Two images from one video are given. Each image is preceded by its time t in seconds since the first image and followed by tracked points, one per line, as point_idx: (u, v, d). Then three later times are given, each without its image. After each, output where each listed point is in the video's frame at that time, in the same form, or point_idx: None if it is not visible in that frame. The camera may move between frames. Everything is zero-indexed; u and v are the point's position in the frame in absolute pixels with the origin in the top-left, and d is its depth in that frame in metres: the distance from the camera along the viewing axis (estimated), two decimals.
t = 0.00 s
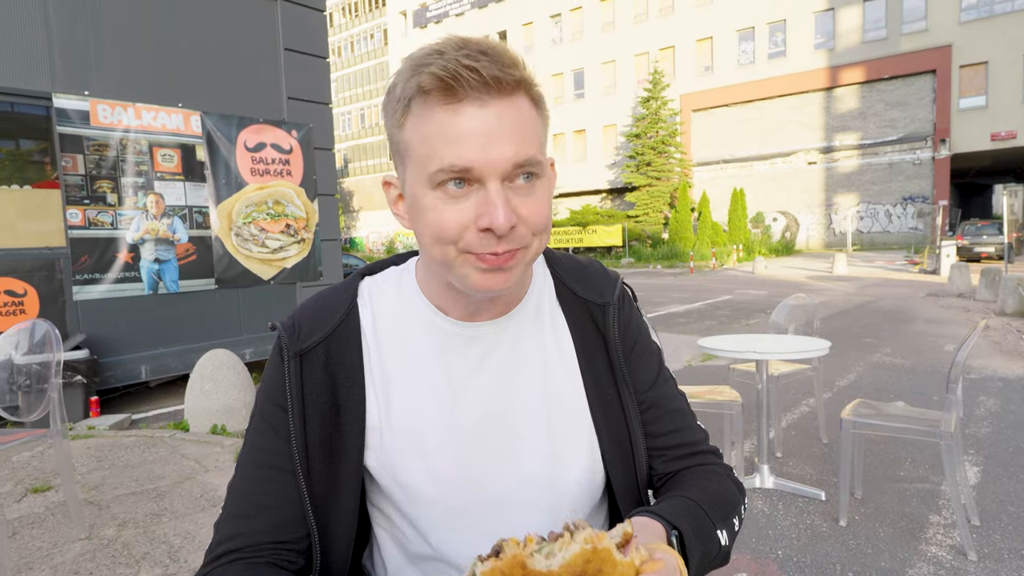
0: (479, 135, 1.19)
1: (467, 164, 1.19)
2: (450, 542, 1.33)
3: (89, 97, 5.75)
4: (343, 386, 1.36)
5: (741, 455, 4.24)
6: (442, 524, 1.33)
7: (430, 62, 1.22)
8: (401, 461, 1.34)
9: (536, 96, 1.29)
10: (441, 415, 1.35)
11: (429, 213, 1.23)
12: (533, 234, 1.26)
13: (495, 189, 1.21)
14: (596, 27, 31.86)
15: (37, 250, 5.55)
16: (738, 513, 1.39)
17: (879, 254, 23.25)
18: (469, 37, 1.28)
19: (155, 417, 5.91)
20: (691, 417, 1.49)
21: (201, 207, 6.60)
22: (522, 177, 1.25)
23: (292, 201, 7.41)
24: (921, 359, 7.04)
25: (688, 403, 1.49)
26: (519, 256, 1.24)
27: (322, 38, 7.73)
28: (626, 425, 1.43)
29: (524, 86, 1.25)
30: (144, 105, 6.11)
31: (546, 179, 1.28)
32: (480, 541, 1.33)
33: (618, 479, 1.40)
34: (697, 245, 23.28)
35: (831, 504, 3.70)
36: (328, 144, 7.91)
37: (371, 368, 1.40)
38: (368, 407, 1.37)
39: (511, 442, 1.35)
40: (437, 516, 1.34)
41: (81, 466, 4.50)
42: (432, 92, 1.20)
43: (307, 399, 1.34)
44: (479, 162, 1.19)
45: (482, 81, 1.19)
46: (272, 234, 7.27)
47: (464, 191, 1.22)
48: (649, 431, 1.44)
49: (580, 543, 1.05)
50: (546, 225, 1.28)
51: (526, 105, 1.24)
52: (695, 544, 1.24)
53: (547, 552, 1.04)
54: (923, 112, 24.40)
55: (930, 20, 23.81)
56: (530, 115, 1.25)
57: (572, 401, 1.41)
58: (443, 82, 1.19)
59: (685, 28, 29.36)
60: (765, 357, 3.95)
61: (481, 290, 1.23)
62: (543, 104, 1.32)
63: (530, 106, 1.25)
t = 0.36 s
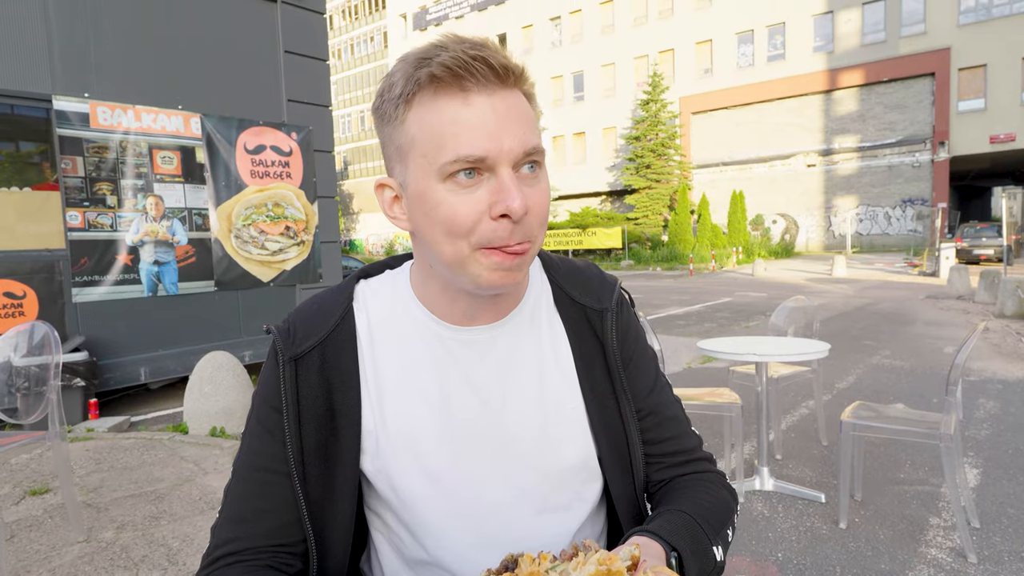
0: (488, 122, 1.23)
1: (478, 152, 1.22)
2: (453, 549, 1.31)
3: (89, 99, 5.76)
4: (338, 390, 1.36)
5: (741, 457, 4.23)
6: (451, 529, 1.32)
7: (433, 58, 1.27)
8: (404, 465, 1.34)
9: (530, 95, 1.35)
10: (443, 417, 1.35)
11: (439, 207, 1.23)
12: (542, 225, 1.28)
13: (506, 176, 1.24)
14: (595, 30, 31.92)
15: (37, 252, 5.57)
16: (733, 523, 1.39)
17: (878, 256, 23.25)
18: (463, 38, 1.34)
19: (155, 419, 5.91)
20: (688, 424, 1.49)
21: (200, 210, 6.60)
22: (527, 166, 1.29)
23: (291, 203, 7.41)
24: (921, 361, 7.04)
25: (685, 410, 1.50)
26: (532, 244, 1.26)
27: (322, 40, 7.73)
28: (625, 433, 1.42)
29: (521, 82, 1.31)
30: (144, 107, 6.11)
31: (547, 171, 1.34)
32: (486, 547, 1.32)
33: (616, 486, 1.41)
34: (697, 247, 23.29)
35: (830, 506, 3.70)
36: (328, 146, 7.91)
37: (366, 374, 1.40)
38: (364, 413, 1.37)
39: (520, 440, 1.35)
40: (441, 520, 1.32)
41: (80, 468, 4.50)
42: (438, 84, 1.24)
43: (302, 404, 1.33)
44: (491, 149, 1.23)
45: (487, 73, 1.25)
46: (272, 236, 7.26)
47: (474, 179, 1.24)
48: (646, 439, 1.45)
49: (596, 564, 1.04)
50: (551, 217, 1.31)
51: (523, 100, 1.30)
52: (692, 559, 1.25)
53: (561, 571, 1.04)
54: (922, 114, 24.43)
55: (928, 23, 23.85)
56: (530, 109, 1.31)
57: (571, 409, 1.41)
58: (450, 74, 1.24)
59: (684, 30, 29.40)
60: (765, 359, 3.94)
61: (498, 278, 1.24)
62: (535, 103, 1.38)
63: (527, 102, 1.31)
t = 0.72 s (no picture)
0: (481, 116, 1.24)
1: (471, 147, 1.23)
2: (452, 551, 1.31)
3: (89, 101, 5.76)
4: (335, 394, 1.36)
5: (740, 459, 4.24)
6: (451, 527, 1.31)
7: (422, 54, 1.28)
8: (401, 465, 1.33)
9: (522, 91, 1.36)
10: (439, 417, 1.35)
11: (434, 202, 1.24)
12: (537, 219, 1.28)
13: (501, 170, 1.24)
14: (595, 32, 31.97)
15: (36, 253, 5.56)
16: (732, 523, 1.39)
17: (877, 258, 23.26)
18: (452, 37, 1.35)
19: (154, 421, 5.90)
20: (687, 424, 1.49)
21: (200, 211, 6.60)
22: (521, 161, 1.30)
23: (291, 205, 7.41)
24: (920, 363, 7.05)
25: (684, 410, 1.49)
26: (528, 238, 1.25)
27: (321, 42, 7.74)
28: (623, 434, 1.42)
29: (511, 77, 1.32)
30: (144, 109, 6.12)
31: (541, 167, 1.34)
32: (485, 547, 1.32)
33: (615, 487, 1.41)
34: (696, 249, 23.32)
35: (830, 508, 3.70)
36: (327, 147, 7.92)
37: (363, 376, 1.40)
38: (361, 416, 1.37)
39: (516, 438, 1.35)
40: (440, 520, 1.32)
41: (78, 470, 4.49)
42: (430, 82, 1.25)
43: (300, 407, 1.33)
44: (485, 143, 1.23)
45: (478, 68, 1.26)
46: (271, 238, 7.26)
47: (469, 174, 1.24)
48: (646, 440, 1.44)
49: (591, 562, 1.04)
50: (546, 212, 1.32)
51: (513, 96, 1.31)
52: (690, 560, 1.25)
53: (557, 568, 1.05)
54: (922, 116, 24.46)
55: (927, 25, 23.90)
56: (520, 104, 1.31)
57: (569, 411, 1.41)
58: (441, 70, 1.25)
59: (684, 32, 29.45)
60: (765, 360, 3.95)
61: (494, 272, 1.23)
62: (527, 100, 1.39)
63: (519, 97, 1.32)
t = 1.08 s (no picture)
0: (482, 115, 1.24)
1: (472, 146, 1.23)
2: (454, 551, 1.31)
3: (88, 101, 5.75)
4: (336, 394, 1.36)
5: (740, 461, 4.23)
6: (453, 528, 1.31)
7: (422, 54, 1.28)
8: (402, 466, 1.33)
9: (522, 92, 1.37)
10: (443, 419, 1.34)
11: (435, 201, 1.24)
12: (539, 218, 1.28)
13: (502, 169, 1.24)
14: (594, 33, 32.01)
15: (35, 254, 5.56)
16: (736, 524, 1.38)
17: (877, 260, 23.26)
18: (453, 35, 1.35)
19: (153, 422, 5.89)
20: (690, 425, 1.48)
21: (199, 212, 6.60)
22: (522, 160, 1.30)
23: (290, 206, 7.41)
24: (920, 365, 7.05)
25: (686, 410, 1.49)
26: (530, 237, 1.25)
27: (321, 43, 7.75)
28: (625, 435, 1.42)
29: (513, 77, 1.33)
30: (144, 110, 6.11)
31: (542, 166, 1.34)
32: (489, 547, 1.32)
33: (616, 489, 1.41)
34: (695, 250, 23.34)
35: (829, 510, 3.70)
36: (327, 148, 7.92)
37: (364, 376, 1.40)
38: (362, 417, 1.37)
39: (519, 439, 1.34)
40: (441, 521, 1.32)
41: (77, 471, 4.48)
42: (431, 82, 1.25)
43: (300, 409, 1.33)
44: (486, 143, 1.23)
45: (478, 68, 1.26)
46: (270, 239, 7.26)
47: (469, 174, 1.24)
48: (647, 442, 1.44)
49: (591, 561, 1.04)
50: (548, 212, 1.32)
51: (515, 96, 1.31)
52: (693, 559, 1.24)
53: (558, 567, 1.04)
54: (920, 118, 24.49)
55: (926, 28, 23.96)
56: (521, 103, 1.32)
57: (569, 412, 1.40)
58: (442, 69, 1.25)
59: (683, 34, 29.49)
60: (764, 362, 3.95)
61: (497, 271, 1.23)
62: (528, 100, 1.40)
63: (520, 98, 1.33)
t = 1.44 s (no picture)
0: (469, 118, 1.24)
1: (461, 147, 1.23)
2: (451, 553, 1.31)
3: (89, 103, 5.76)
4: (337, 395, 1.36)
5: (740, 462, 4.23)
6: (449, 529, 1.31)
7: (414, 57, 1.29)
8: (399, 467, 1.33)
9: (518, 93, 1.36)
10: (439, 420, 1.35)
11: (425, 203, 1.25)
12: (531, 219, 1.27)
13: (491, 170, 1.23)
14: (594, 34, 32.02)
15: (36, 256, 5.56)
16: (740, 524, 1.38)
17: (877, 260, 23.25)
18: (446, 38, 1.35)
19: (153, 424, 5.89)
20: (693, 426, 1.48)
21: (199, 214, 6.61)
22: (514, 161, 1.29)
23: (291, 207, 7.41)
24: (920, 365, 7.05)
25: (689, 410, 1.49)
26: (521, 239, 1.25)
27: (321, 44, 7.76)
28: (626, 436, 1.42)
29: (506, 79, 1.32)
30: (144, 112, 6.12)
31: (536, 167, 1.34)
32: (486, 548, 1.33)
33: (618, 490, 1.41)
34: (696, 251, 23.32)
35: (829, 511, 3.70)
36: (327, 150, 7.93)
37: (365, 377, 1.40)
38: (363, 419, 1.37)
39: (513, 442, 1.34)
40: (440, 521, 1.32)
41: (78, 472, 4.48)
42: (421, 84, 1.25)
43: (302, 409, 1.33)
44: (474, 145, 1.23)
45: (468, 70, 1.27)
46: (271, 240, 7.27)
47: (459, 176, 1.24)
48: (648, 442, 1.44)
49: (588, 560, 1.04)
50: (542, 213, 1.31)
51: (509, 97, 1.31)
52: (696, 559, 1.25)
53: (556, 567, 1.04)
54: (920, 119, 24.49)
55: (926, 28, 23.97)
56: (514, 105, 1.31)
57: (569, 413, 1.41)
58: (431, 72, 1.25)
59: (683, 35, 29.50)
60: (765, 363, 3.94)
61: (487, 272, 1.23)
62: (525, 101, 1.39)
63: (513, 99, 1.32)
